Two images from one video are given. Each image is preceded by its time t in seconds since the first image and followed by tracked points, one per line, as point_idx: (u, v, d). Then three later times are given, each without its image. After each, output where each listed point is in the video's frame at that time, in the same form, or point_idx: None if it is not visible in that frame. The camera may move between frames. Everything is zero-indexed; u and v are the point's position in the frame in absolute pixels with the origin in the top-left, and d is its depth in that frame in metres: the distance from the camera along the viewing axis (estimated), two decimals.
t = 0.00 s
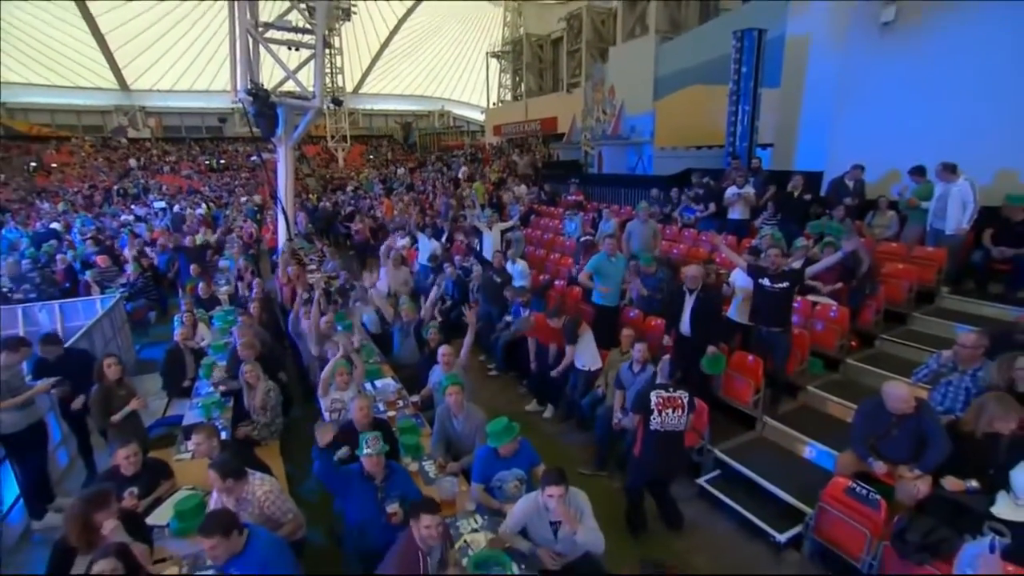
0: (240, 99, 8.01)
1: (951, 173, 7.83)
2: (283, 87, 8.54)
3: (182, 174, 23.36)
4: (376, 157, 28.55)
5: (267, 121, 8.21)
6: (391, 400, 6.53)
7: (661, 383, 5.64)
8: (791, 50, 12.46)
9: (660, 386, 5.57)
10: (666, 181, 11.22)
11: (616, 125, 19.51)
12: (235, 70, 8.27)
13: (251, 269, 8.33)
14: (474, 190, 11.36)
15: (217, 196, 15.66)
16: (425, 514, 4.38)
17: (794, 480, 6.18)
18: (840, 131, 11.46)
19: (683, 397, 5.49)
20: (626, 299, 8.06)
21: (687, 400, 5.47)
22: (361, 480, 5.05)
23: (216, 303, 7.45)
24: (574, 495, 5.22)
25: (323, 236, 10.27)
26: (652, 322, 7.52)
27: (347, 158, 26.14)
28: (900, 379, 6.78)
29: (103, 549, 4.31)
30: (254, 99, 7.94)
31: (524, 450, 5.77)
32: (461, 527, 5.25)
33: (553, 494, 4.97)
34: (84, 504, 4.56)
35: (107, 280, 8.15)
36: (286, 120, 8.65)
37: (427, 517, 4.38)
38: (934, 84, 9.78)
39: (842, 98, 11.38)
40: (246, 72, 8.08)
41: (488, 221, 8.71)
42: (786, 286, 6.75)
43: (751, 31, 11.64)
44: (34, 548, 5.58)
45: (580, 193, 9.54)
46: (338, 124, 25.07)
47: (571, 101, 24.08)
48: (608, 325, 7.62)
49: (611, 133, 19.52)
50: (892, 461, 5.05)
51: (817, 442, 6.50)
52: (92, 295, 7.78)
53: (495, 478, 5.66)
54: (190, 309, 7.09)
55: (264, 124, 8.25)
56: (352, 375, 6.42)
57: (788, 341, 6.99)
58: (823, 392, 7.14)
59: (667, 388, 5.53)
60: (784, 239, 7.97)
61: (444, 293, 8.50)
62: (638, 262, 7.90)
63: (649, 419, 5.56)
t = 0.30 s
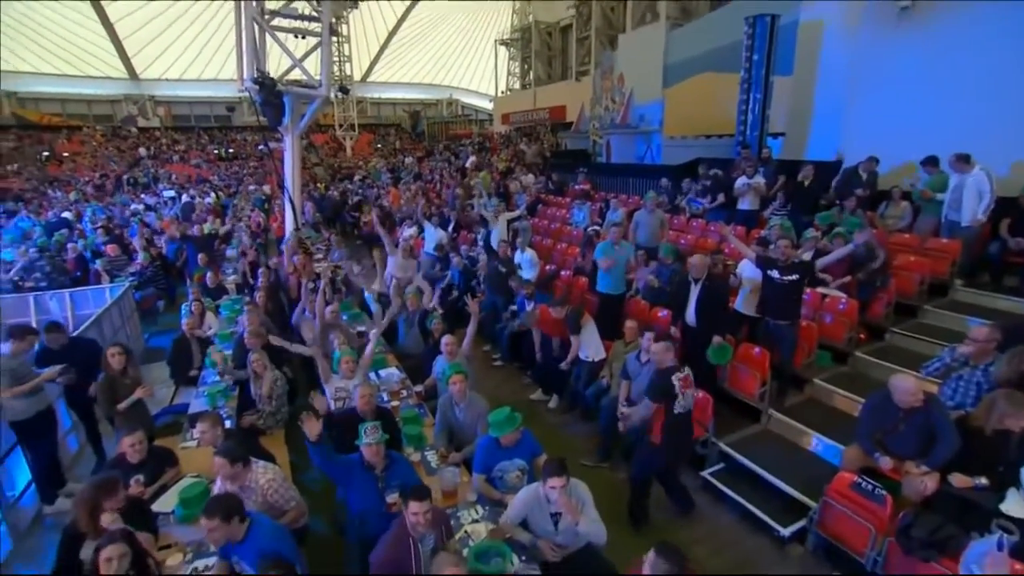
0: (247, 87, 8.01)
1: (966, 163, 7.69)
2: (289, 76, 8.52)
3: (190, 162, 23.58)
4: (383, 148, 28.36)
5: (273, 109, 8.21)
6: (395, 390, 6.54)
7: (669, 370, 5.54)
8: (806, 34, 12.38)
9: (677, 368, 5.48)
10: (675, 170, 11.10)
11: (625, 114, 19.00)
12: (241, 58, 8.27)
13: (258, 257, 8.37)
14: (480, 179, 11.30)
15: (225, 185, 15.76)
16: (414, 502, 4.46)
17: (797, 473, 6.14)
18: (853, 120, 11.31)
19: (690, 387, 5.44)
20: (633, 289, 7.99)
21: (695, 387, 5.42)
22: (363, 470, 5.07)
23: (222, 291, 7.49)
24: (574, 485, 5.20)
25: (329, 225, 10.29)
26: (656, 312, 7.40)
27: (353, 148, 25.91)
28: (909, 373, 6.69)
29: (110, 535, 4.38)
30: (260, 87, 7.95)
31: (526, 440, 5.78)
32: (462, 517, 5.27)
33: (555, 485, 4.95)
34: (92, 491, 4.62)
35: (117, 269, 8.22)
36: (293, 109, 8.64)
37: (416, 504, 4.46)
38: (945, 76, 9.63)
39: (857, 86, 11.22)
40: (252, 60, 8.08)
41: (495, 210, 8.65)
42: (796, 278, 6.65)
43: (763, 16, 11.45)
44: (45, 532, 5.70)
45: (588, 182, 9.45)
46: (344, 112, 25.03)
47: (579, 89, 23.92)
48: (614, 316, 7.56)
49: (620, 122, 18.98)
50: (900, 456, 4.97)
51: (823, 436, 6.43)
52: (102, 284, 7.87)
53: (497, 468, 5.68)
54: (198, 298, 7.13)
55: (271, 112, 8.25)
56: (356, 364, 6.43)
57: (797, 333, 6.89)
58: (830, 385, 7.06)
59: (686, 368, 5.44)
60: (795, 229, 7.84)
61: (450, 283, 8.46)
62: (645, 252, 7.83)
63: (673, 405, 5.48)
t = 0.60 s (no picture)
0: (280, 79, 8.17)
1: None
2: (323, 67, 8.63)
3: (231, 151, 24.31)
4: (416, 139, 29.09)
5: (305, 100, 8.34)
6: (413, 381, 6.61)
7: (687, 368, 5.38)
8: (853, 22, 11.90)
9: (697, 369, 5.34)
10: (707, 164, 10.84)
11: (659, 104, 18.87)
12: (275, 49, 8.43)
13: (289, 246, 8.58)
14: (508, 172, 11.24)
15: (264, 175, 16.18)
16: (415, 493, 4.51)
17: (824, 480, 5.89)
18: (902, 109, 10.74)
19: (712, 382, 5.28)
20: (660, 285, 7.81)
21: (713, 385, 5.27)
22: (370, 461, 5.13)
23: (252, 279, 7.71)
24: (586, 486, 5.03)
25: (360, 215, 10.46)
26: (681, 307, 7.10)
27: (387, 138, 26.41)
28: (951, 380, 6.33)
29: (129, 514, 4.53)
30: (292, 78, 8.10)
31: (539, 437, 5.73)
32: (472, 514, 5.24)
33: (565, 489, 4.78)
34: (116, 471, 4.81)
35: (156, 255, 8.51)
36: (325, 99, 8.76)
37: (417, 496, 4.51)
38: (998, 66, 9.10)
39: (906, 74, 10.67)
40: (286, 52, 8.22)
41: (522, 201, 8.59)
42: (832, 278, 6.35)
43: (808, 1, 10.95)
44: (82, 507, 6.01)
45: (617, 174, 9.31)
46: (379, 103, 25.38)
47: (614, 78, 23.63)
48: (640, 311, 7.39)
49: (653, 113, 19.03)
50: (938, 470, 4.59)
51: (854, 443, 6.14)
52: (142, 269, 8.20)
53: (510, 465, 5.60)
54: (229, 285, 7.34)
55: (303, 103, 8.39)
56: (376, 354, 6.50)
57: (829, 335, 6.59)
58: (864, 390, 6.75)
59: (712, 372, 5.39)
60: (833, 224, 7.49)
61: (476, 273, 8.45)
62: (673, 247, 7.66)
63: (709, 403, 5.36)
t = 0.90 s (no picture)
0: (316, 74, 8.30)
1: None
2: (358, 62, 8.72)
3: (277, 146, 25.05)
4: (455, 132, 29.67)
5: (339, 95, 8.45)
6: (432, 377, 6.60)
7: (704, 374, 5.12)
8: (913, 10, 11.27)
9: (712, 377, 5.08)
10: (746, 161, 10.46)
11: (698, 99, 18.21)
12: (313, 44, 8.56)
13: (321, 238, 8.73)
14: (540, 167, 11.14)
15: (304, 168, 16.58)
16: (418, 494, 4.47)
17: (851, 495, 5.55)
18: (963, 103, 10.10)
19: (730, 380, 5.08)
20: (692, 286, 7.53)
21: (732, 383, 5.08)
22: (377, 456, 5.16)
23: (283, 270, 7.87)
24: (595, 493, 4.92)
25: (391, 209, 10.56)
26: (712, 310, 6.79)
27: (426, 132, 26.81)
28: (1005, 396, 5.87)
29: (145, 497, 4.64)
30: (327, 73, 8.23)
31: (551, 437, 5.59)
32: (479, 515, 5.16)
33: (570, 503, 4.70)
34: (138, 455, 4.96)
35: (196, 245, 8.81)
36: (360, 94, 8.85)
37: (420, 497, 4.47)
38: None
39: (969, 67, 10.04)
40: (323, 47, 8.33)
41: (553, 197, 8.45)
42: (873, 287, 6.01)
43: None
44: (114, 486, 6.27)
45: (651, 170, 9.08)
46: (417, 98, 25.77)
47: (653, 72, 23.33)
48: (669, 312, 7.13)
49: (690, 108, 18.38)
50: (983, 496, 4.26)
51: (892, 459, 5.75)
52: (182, 259, 8.49)
53: (521, 466, 5.51)
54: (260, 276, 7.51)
55: (338, 98, 8.50)
56: (396, 348, 6.49)
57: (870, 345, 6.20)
58: (906, 403, 6.33)
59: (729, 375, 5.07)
60: (879, 225, 7.05)
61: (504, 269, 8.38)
62: (706, 247, 7.37)
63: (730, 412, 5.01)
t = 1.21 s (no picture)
0: (358, 73, 8.43)
1: None
2: (400, 61, 8.77)
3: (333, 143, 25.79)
4: (501, 130, 30.18)
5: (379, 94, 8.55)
6: (452, 376, 6.55)
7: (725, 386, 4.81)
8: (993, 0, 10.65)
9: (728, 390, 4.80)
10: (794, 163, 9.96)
11: (744, 98, 17.96)
12: (357, 44, 8.68)
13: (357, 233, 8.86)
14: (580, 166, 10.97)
15: (351, 164, 17.00)
16: (416, 499, 4.43)
17: (888, 525, 5.07)
18: None
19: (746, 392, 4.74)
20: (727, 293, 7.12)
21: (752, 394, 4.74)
22: (380, 455, 5.22)
23: (318, 264, 8.01)
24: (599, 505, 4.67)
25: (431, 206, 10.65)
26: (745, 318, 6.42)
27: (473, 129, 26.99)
28: None
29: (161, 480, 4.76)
30: (369, 72, 8.35)
31: (562, 442, 5.46)
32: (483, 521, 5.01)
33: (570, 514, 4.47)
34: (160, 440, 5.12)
35: (242, 238, 9.13)
36: (400, 92, 8.90)
37: (418, 501, 4.42)
38: None
39: None
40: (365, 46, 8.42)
41: (588, 196, 8.22)
42: (931, 302, 5.44)
43: None
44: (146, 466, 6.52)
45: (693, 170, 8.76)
46: (465, 97, 26.30)
47: (703, 69, 22.91)
48: (699, 319, 6.72)
49: (737, 107, 18.10)
50: None
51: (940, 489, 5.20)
52: (227, 251, 8.81)
53: (530, 471, 5.37)
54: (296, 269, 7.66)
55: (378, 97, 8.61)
56: (416, 346, 6.42)
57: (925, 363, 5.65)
58: (960, 427, 5.77)
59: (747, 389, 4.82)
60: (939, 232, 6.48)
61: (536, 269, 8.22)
62: (747, 252, 6.97)
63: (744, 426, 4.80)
